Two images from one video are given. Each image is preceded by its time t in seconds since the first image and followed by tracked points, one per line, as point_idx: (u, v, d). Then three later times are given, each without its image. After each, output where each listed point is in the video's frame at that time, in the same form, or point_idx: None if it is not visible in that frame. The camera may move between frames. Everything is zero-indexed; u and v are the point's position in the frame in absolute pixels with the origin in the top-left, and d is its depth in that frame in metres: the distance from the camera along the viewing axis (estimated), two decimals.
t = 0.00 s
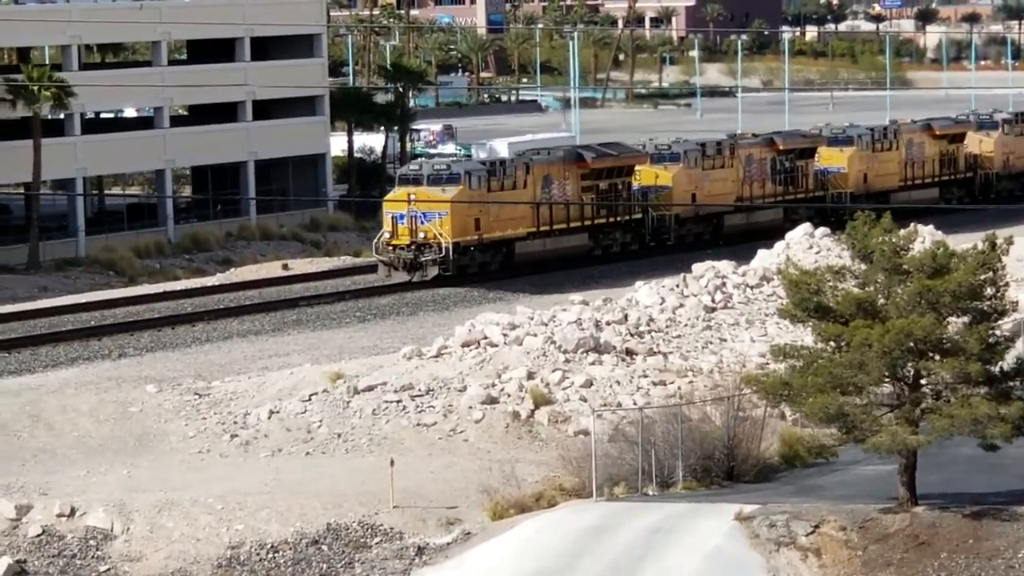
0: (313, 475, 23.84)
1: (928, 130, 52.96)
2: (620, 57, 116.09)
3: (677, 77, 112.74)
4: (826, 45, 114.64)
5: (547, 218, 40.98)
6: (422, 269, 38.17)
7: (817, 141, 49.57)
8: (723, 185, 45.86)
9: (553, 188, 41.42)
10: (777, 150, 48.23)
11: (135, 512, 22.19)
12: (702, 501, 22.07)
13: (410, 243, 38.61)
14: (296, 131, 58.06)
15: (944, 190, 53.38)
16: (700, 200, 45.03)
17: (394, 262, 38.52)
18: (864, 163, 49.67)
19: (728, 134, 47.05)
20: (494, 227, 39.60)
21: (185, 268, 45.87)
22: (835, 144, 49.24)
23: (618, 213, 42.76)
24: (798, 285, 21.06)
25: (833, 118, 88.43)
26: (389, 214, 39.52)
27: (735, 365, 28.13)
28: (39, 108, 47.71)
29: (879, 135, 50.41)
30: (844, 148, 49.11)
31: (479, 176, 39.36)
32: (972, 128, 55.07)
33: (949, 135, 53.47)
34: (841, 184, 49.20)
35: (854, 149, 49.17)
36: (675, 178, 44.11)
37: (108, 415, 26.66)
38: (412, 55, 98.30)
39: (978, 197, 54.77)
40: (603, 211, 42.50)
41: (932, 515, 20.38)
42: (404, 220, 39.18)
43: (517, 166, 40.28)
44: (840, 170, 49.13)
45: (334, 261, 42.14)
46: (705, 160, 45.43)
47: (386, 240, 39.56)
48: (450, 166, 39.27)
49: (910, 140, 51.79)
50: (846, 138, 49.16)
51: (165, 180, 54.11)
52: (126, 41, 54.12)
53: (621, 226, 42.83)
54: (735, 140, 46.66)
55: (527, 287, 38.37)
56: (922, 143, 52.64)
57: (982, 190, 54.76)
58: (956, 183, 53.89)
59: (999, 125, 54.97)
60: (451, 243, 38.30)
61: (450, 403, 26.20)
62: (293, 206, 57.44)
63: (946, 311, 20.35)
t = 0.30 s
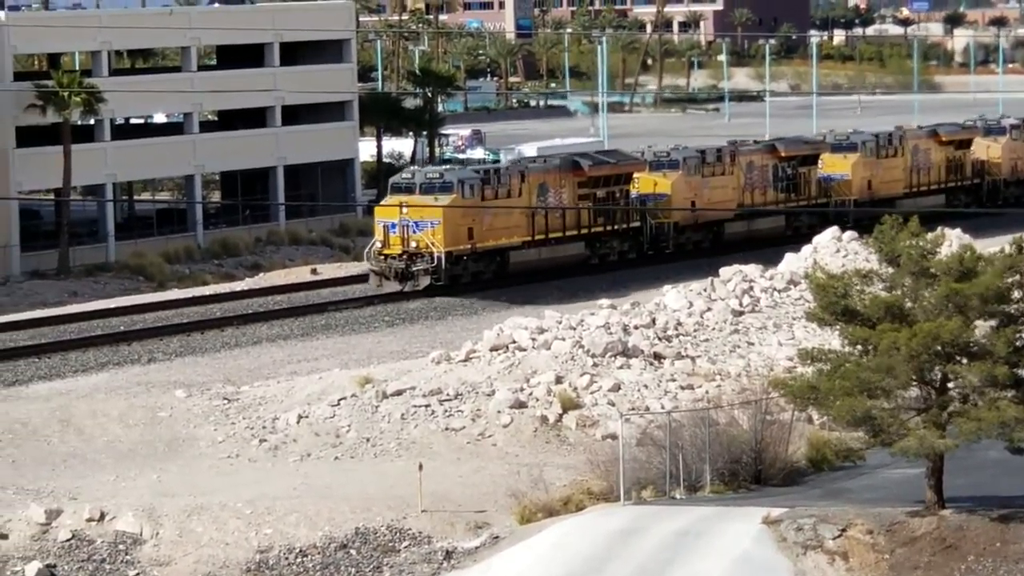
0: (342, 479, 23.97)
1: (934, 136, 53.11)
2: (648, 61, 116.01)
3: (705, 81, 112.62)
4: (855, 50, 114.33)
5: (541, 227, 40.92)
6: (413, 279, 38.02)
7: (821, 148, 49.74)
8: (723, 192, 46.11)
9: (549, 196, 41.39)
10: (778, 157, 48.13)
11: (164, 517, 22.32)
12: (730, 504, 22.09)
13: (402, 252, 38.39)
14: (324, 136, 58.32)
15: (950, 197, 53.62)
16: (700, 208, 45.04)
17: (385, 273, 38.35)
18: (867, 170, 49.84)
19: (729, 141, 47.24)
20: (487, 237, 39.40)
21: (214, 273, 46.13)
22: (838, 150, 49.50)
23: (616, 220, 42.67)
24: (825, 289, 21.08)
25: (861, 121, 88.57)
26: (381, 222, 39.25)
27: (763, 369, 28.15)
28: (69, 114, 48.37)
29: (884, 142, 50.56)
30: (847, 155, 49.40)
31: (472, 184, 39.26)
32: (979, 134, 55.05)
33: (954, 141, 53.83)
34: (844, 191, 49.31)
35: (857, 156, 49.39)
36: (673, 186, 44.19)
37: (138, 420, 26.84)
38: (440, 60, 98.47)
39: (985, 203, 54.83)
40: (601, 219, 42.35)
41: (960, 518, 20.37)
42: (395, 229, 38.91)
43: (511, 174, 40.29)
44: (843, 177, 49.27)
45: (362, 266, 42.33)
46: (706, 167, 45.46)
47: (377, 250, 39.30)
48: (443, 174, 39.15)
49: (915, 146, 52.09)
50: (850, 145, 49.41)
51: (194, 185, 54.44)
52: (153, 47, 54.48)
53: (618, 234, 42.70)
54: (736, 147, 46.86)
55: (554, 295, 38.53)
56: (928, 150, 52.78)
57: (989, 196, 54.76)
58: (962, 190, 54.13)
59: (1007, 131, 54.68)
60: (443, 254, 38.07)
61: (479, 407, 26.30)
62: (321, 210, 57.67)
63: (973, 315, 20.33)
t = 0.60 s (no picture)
0: (384, 487, 23.96)
1: (953, 145, 52.57)
2: (689, 68, 115.77)
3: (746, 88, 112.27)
4: (896, 56, 113.77)
5: (548, 238, 40.65)
6: (416, 293, 37.71)
7: (836, 158, 49.26)
8: (735, 203, 45.55)
9: (556, 206, 41.11)
10: (793, 167, 47.69)
11: (207, 526, 22.34)
12: (773, 513, 21.92)
13: (405, 264, 38.03)
14: (366, 144, 58.48)
15: (971, 208, 53.19)
16: (713, 220, 44.17)
17: (388, 286, 38.03)
18: (886, 180, 49.21)
19: (742, 151, 46.83)
20: (493, 248, 39.10)
21: (254, 281, 46.30)
22: (855, 160, 48.91)
23: (624, 232, 42.45)
24: (867, 297, 20.88)
25: (902, 128, 88.28)
26: (384, 234, 38.89)
27: (806, 377, 27.96)
28: (108, 122, 48.73)
29: (902, 151, 50.03)
30: (865, 164, 48.76)
31: (477, 195, 38.95)
32: (1000, 143, 54.52)
33: (975, 150, 53.41)
34: (862, 201, 48.75)
35: (875, 165, 48.72)
36: (683, 197, 43.46)
37: (179, 429, 26.91)
38: (481, 67, 98.44)
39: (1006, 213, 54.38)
40: (610, 230, 42.18)
41: (1004, 528, 20.16)
42: (398, 241, 38.57)
43: (516, 185, 40.02)
44: (860, 187, 48.69)
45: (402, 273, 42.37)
46: (717, 177, 45.16)
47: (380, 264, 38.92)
48: (447, 185, 38.71)
49: (934, 155, 51.49)
50: (867, 154, 48.82)
51: (235, 194, 54.75)
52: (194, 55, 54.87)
53: (628, 245, 42.42)
54: (749, 157, 46.47)
55: (595, 306, 38.51)
56: (948, 159, 52.22)
57: (1009, 205, 54.33)
58: (984, 200, 53.70)
59: None
60: (447, 265, 37.73)
61: (521, 415, 26.24)
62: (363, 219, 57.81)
63: (1018, 323, 20.12)
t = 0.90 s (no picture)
0: (428, 494, 24.06)
1: (976, 156, 52.21)
2: (734, 75, 115.58)
3: (791, 96, 111.96)
4: (943, 65, 113.26)
5: (556, 249, 40.25)
6: (420, 304, 37.23)
7: (855, 169, 48.89)
8: (750, 215, 45.10)
9: (567, 218, 40.55)
10: (811, 178, 47.32)
11: (250, 531, 22.50)
12: (816, 520, 21.90)
13: (410, 276, 37.59)
14: (412, 151, 58.76)
15: (995, 218, 52.75)
16: (725, 232, 43.74)
17: (392, 297, 37.53)
18: (905, 191, 48.81)
19: (759, 162, 46.39)
20: (499, 259, 38.71)
21: (300, 288, 46.59)
22: (873, 170, 48.55)
23: (635, 243, 42.10)
24: (911, 305, 20.82)
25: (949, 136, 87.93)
26: (388, 245, 38.34)
27: (851, 385, 27.89)
28: (154, 129, 49.37)
29: (922, 162, 49.85)
30: (884, 174, 48.39)
31: (484, 206, 38.38)
32: None
33: (998, 160, 52.81)
34: (880, 212, 48.35)
35: (895, 176, 48.36)
36: (698, 209, 43.06)
37: (223, 435, 27.13)
38: (527, 75, 98.58)
39: None
40: (622, 241, 41.76)
41: None
42: (403, 252, 38.00)
43: (525, 196, 39.52)
44: (880, 198, 48.29)
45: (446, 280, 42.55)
46: (732, 188, 44.57)
47: (386, 275, 38.45)
48: (453, 197, 38.17)
49: (956, 165, 51.29)
50: (887, 164, 48.41)
51: (280, 200, 55.16)
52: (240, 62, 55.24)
53: (640, 257, 42.14)
54: (766, 168, 46.15)
55: (638, 315, 38.57)
56: (969, 170, 51.87)
57: None
58: (1007, 211, 53.23)
59: None
60: (452, 277, 37.22)
61: (565, 422, 26.30)
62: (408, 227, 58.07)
63: None
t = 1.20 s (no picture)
0: (459, 494, 24.13)
1: (985, 158, 51.73)
2: (766, 75, 115.33)
3: (823, 96, 111.64)
4: (975, 64, 112.74)
5: (552, 254, 39.88)
6: (410, 309, 36.87)
7: (861, 171, 48.69)
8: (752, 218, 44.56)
9: (563, 222, 40.15)
10: (815, 180, 46.82)
11: (281, 531, 22.60)
12: (848, 520, 21.87)
13: (400, 281, 37.32)
14: (445, 151, 58.88)
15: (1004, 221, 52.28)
16: (726, 235, 43.19)
17: (382, 302, 37.20)
18: (911, 194, 48.58)
19: (762, 164, 45.83)
20: (493, 264, 38.36)
21: (331, 288, 46.77)
22: (879, 173, 48.39)
23: (632, 247, 41.59)
24: (943, 305, 20.81)
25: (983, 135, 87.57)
26: (379, 249, 38.11)
27: (882, 385, 27.82)
28: (187, 128, 49.53)
29: (930, 164, 49.46)
30: (890, 177, 48.25)
31: (478, 210, 38.02)
32: None
33: (1008, 162, 52.33)
34: (885, 215, 48.28)
35: (901, 178, 48.21)
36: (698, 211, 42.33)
37: (255, 435, 27.26)
38: (559, 75, 98.67)
39: None
40: (620, 245, 41.36)
41: None
42: (394, 257, 37.78)
43: (520, 199, 39.20)
44: (886, 201, 48.27)
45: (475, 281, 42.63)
46: (733, 191, 44.07)
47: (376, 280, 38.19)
48: (445, 200, 37.80)
49: (964, 167, 50.84)
50: (893, 167, 48.23)
51: (312, 200, 55.37)
52: (272, 62, 55.50)
53: (638, 261, 41.64)
54: (770, 170, 45.60)
55: (669, 315, 38.55)
56: (978, 172, 51.42)
57: None
58: (1017, 214, 52.68)
59: None
60: (443, 282, 36.98)
61: (597, 422, 26.35)
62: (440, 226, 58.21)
63: None
